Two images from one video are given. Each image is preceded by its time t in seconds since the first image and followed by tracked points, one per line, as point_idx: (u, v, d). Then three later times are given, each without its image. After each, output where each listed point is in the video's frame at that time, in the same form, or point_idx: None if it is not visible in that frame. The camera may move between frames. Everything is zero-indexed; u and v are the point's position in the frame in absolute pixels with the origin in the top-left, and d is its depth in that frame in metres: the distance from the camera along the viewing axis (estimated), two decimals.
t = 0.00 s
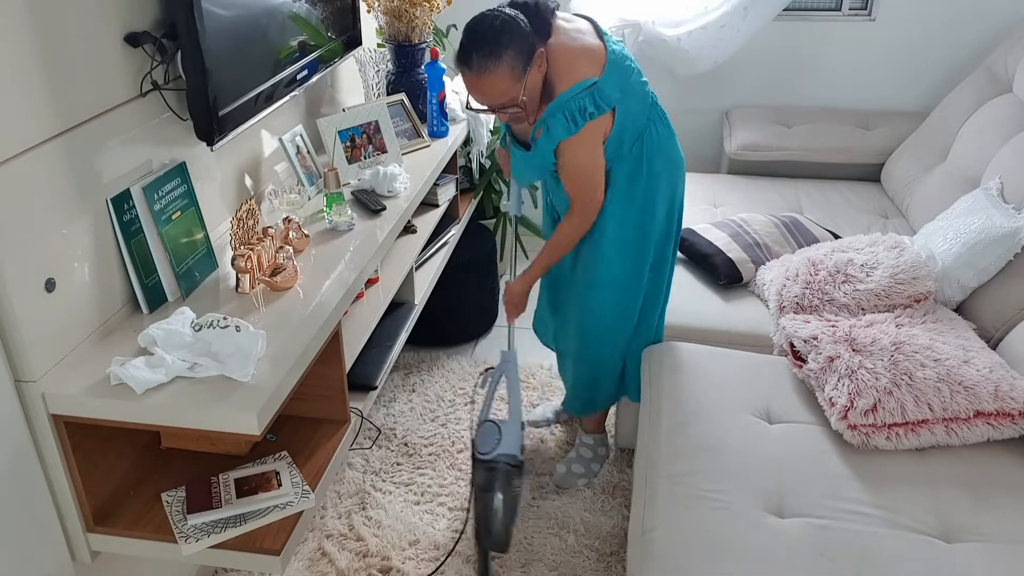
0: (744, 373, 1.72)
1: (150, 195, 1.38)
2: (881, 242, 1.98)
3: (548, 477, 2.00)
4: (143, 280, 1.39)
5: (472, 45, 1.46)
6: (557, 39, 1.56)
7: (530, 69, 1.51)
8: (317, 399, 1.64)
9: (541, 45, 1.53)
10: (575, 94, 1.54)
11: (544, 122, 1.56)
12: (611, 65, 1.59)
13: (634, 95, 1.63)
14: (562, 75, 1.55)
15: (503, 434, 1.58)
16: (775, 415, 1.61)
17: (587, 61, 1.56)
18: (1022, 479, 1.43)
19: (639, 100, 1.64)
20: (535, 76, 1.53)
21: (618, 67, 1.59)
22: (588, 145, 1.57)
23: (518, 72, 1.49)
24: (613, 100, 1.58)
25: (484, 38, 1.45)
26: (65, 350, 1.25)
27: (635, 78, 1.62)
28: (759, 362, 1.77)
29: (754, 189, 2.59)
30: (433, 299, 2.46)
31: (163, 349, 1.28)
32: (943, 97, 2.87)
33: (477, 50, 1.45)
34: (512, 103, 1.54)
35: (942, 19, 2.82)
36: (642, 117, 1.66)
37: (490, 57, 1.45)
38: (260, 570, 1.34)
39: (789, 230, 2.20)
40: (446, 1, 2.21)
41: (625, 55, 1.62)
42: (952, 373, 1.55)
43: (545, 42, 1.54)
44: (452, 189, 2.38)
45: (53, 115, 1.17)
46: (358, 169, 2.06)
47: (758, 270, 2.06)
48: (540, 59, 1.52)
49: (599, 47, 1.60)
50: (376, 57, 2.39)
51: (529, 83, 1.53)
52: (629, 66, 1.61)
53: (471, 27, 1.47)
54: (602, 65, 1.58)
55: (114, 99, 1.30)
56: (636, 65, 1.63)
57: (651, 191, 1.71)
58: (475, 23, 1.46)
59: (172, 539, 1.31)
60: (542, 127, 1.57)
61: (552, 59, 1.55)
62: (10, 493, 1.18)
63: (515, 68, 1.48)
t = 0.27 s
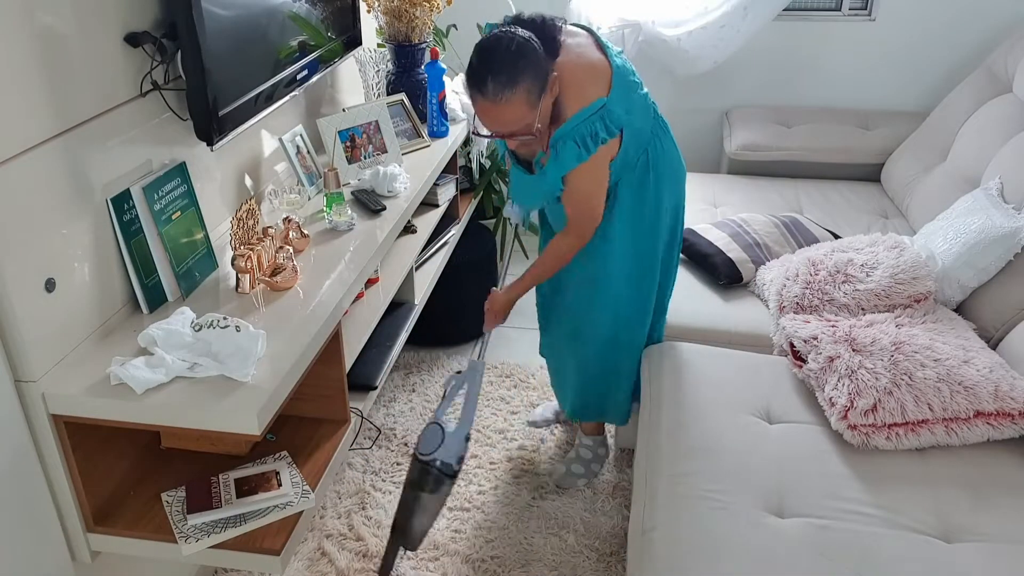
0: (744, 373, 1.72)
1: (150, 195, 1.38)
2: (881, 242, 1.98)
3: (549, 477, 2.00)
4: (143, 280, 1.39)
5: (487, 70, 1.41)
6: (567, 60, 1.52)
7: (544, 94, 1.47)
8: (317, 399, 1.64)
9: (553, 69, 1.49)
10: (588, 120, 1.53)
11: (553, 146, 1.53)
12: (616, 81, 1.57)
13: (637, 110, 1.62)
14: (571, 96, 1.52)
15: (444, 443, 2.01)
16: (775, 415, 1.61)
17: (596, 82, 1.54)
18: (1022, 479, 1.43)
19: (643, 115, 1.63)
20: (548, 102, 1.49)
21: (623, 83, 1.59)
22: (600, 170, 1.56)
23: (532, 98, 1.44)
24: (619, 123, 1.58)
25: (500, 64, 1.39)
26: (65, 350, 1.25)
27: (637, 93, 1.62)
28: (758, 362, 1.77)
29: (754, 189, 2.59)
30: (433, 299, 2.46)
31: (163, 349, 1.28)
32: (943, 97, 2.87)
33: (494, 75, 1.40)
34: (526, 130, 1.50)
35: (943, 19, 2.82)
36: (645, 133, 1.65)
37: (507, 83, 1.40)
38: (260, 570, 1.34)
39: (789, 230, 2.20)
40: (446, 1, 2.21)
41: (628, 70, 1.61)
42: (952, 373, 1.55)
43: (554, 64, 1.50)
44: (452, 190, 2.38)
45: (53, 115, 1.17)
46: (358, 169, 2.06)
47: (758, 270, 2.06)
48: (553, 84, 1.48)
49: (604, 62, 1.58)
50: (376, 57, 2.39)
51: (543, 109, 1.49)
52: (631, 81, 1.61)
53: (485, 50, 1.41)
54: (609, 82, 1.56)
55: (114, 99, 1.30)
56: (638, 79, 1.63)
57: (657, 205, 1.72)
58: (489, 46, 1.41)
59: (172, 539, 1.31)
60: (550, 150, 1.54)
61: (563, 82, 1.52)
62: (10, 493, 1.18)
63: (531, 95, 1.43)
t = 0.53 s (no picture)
0: (745, 373, 1.72)
1: (151, 195, 1.38)
2: (881, 242, 1.98)
3: (549, 477, 2.00)
4: (143, 280, 1.39)
5: (480, 34, 1.47)
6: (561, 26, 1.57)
7: (534, 59, 1.52)
8: (317, 399, 1.64)
9: (547, 33, 1.54)
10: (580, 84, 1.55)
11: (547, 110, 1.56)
12: (610, 57, 1.60)
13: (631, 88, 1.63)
14: (564, 63, 1.56)
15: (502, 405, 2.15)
16: (775, 415, 1.61)
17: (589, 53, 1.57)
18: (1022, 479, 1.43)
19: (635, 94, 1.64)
20: (539, 66, 1.54)
21: (617, 58, 1.60)
22: (589, 132, 1.56)
23: (521, 62, 1.50)
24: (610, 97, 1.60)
25: (492, 28, 1.46)
26: (65, 350, 1.25)
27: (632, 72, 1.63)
28: (759, 362, 1.77)
29: (754, 189, 2.59)
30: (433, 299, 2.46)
31: (163, 349, 1.28)
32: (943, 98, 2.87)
33: (485, 39, 1.47)
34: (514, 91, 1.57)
35: (943, 19, 2.82)
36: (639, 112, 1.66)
37: (497, 47, 1.47)
38: (260, 570, 1.34)
39: (789, 230, 2.20)
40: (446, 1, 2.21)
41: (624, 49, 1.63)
42: (952, 373, 1.55)
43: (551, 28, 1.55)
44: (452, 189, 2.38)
45: (53, 115, 1.17)
46: (358, 169, 2.06)
47: (758, 270, 2.06)
48: (545, 49, 1.53)
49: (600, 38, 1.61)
50: (376, 57, 2.39)
51: (533, 72, 1.54)
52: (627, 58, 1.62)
53: (480, 14, 1.47)
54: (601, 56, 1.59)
55: (114, 99, 1.30)
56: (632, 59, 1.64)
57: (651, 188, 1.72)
58: (484, 10, 1.47)
59: (172, 539, 1.31)
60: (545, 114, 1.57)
61: (556, 47, 1.56)
62: (10, 493, 1.18)
63: (520, 60, 1.49)
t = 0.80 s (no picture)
0: (745, 373, 1.72)
1: (151, 195, 1.38)
2: (881, 242, 1.98)
3: (550, 477, 2.00)
4: (143, 280, 1.39)
5: None
6: None
7: None
8: (317, 399, 1.64)
9: None
10: (582, 10, 1.64)
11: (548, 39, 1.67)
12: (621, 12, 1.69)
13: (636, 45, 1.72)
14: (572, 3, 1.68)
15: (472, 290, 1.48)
16: (775, 415, 1.61)
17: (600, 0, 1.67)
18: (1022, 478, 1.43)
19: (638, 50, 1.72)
20: None
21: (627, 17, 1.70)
22: (579, 64, 1.64)
23: None
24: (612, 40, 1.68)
25: None
26: (65, 351, 1.25)
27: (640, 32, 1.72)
28: (759, 362, 1.77)
29: (754, 189, 2.59)
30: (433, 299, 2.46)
31: (163, 350, 1.28)
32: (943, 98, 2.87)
33: None
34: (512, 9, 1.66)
35: (943, 19, 2.82)
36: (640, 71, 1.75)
37: None
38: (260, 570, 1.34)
39: (789, 230, 2.20)
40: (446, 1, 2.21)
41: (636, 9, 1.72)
42: (952, 373, 1.55)
43: None
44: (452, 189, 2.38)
45: (53, 116, 1.17)
46: (358, 169, 2.06)
47: (758, 270, 2.06)
48: None
49: None
50: (376, 57, 2.40)
51: None
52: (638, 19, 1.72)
53: None
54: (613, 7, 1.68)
55: (114, 100, 1.30)
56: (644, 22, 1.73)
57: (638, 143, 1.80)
58: None
59: (172, 539, 1.31)
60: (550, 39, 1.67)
61: None
62: (9, 494, 1.18)
63: None
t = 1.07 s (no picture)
0: (744, 373, 1.72)
1: (151, 195, 1.38)
2: (881, 242, 1.98)
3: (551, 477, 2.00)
4: (143, 280, 1.39)
5: None
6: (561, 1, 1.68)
7: (533, 24, 1.63)
8: (317, 399, 1.64)
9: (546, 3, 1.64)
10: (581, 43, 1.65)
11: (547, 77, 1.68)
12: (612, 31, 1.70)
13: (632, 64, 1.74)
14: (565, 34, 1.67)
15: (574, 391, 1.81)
16: (775, 415, 1.61)
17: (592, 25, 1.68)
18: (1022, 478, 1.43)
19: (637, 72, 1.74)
20: (538, 32, 1.65)
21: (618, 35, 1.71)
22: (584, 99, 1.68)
23: (519, 25, 1.60)
24: (613, 56, 1.69)
25: None
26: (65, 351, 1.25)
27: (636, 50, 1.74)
28: (758, 362, 1.77)
29: (754, 189, 2.59)
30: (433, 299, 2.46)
31: (163, 350, 1.28)
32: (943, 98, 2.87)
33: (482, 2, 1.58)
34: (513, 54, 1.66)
35: (943, 19, 2.82)
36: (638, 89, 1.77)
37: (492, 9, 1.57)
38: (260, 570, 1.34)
39: (789, 230, 2.20)
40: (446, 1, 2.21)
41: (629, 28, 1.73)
42: (952, 373, 1.55)
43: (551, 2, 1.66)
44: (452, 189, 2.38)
45: (53, 116, 1.17)
46: (358, 169, 2.06)
47: (758, 270, 2.06)
48: (543, 18, 1.64)
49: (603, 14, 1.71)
50: (376, 57, 2.39)
51: (531, 37, 1.65)
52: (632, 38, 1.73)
53: None
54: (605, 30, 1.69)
55: (114, 99, 1.30)
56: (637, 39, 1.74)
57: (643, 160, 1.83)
58: None
59: (172, 539, 1.31)
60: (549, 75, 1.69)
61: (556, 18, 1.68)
62: (9, 493, 1.18)
63: (516, 22, 1.60)
